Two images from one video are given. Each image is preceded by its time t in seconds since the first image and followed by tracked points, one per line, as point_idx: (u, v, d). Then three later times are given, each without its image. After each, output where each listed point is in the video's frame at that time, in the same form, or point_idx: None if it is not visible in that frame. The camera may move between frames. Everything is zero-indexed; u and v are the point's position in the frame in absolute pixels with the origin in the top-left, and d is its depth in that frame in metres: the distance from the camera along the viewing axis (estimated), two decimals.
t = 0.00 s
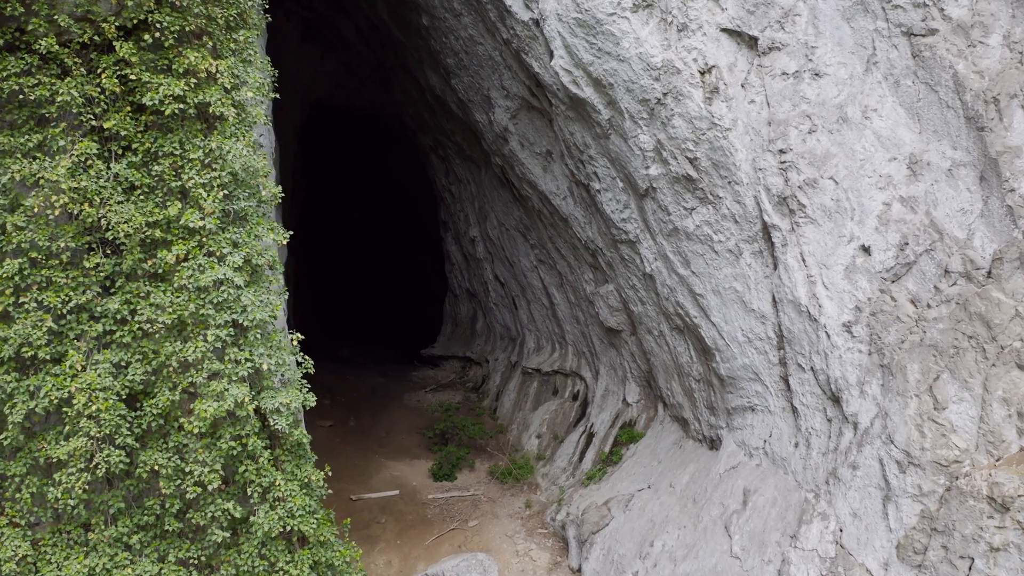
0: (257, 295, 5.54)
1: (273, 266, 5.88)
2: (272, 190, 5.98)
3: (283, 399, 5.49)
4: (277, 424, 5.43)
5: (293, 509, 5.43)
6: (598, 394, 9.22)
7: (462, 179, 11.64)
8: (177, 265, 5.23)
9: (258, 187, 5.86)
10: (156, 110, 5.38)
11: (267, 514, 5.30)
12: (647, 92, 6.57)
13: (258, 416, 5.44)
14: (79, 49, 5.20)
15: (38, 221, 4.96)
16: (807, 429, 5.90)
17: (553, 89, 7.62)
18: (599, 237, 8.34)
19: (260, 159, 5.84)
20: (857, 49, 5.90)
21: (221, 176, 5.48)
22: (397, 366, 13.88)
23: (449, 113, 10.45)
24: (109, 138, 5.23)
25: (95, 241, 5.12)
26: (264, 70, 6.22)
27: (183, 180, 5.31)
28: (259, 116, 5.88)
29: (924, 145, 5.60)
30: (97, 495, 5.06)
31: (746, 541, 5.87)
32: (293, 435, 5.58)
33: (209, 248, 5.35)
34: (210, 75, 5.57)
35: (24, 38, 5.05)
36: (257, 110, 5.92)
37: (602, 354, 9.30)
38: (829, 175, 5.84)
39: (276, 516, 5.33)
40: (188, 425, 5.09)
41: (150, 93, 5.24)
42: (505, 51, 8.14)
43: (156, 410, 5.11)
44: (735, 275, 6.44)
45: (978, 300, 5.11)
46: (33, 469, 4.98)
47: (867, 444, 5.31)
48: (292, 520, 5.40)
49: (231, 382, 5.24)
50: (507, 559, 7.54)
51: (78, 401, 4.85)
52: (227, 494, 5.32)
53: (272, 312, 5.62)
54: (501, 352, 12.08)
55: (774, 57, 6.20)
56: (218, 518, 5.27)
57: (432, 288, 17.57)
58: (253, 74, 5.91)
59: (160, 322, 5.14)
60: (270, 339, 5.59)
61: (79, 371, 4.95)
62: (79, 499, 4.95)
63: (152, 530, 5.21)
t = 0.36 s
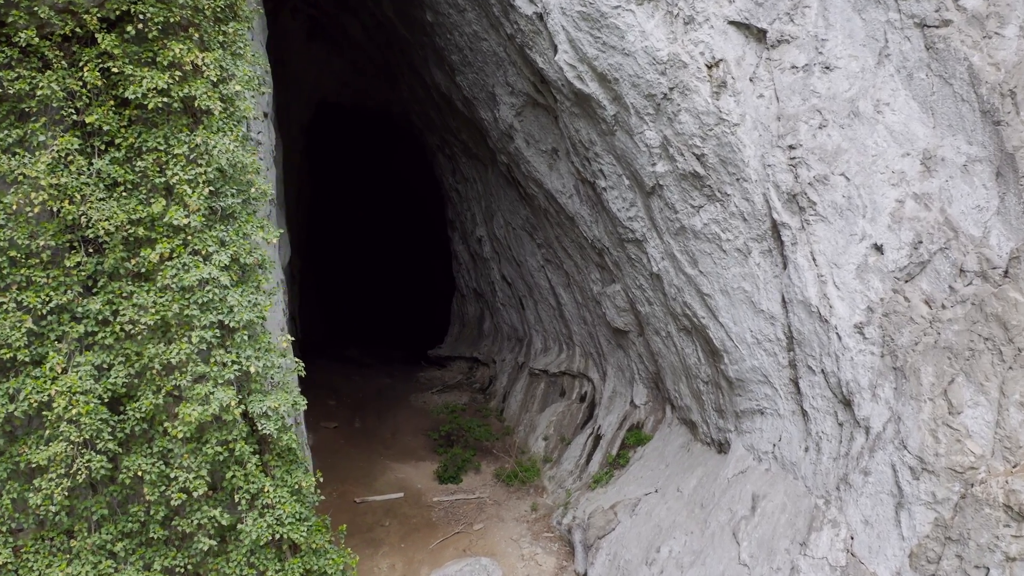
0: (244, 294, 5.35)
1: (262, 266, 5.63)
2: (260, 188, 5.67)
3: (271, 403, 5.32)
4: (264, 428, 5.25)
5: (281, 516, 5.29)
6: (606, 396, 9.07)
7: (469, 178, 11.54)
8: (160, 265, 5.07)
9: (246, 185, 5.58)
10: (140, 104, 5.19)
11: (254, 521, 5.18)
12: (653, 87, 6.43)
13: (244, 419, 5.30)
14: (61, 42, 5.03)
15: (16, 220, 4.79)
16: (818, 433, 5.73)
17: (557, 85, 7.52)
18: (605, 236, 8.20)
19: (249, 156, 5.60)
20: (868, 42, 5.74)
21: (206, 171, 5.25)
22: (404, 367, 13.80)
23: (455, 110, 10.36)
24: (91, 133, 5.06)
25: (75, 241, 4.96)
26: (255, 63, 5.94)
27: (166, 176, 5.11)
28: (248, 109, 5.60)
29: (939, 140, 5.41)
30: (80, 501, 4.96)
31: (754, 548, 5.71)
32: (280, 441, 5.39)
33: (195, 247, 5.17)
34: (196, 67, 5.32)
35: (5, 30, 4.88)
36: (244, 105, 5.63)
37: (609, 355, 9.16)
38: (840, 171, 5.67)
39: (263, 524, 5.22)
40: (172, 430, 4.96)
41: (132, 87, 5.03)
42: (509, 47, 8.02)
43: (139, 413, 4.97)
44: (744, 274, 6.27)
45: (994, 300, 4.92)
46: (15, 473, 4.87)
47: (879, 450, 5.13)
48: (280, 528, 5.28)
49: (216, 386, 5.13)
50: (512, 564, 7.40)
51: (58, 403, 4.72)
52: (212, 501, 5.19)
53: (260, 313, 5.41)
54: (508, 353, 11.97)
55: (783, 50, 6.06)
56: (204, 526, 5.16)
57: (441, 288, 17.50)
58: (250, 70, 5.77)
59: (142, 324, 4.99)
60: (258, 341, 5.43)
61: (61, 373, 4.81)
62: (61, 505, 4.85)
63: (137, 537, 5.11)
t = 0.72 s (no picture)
0: (230, 295, 4.99)
1: (250, 266, 5.23)
2: (249, 185, 5.27)
3: (258, 406, 4.92)
4: (251, 433, 4.87)
5: (270, 524, 4.94)
6: (613, 398, 8.92)
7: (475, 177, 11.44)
8: (141, 264, 4.66)
9: (234, 182, 5.21)
10: (123, 99, 4.77)
11: (239, 529, 4.82)
12: (659, 82, 6.28)
13: (230, 425, 4.92)
14: (42, 36, 4.60)
15: None
16: (828, 437, 5.56)
17: (562, 80, 7.38)
18: (612, 235, 8.06)
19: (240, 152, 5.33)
20: (881, 33, 5.57)
21: (190, 167, 4.87)
22: (412, 368, 13.71)
23: (461, 108, 10.26)
24: (72, 128, 4.65)
25: (54, 241, 4.52)
26: (245, 53, 5.55)
27: (149, 172, 4.72)
28: (235, 104, 5.22)
29: (954, 135, 5.24)
30: (61, 507, 4.53)
31: (763, 555, 5.55)
32: (267, 447, 5.04)
33: (178, 245, 4.78)
34: (180, 61, 4.94)
35: None
36: (233, 99, 5.26)
37: (617, 356, 9.02)
38: (851, 167, 5.49)
39: (250, 532, 4.85)
40: (155, 435, 4.56)
41: (115, 82, 4.63)
42: (514, 43, 7.90)
43: (120, 419, 4.55)
44: (753, 274, 6.11)
45: (1012, 300, 4.73)
46: None
47: (891, 455, 4.96)
48: (269, 537, 4.92)
49: (201, 391, 4.73)
50: (516, 568, 7.29)
51: (37, 408, 4.29)
52: (196, 506, 4.82)
53: (246, 312, 5.03)
54: (515, 353, 11.86)
55: (792, 42, 5.90)
56: (190, 534, 4.78)
57: (449, 287, 17.46)
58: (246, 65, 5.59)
59: (121, 325, 4.56)
60: (245, 343, 5.03)
61: (41, 375, 4.40)
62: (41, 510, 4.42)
63: (122, 544, 4.69)
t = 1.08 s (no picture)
0: (215, 295, 4.70)
1: (237, 266, 4.94)
2: (236, 181, 5.00)
3: (244, 411, 4.62)
4: (237, 439, 4.57)
5: (257, 532, 4.56)
6: (621, 400, 8.78)
7: (482, 176, 11.35)
8: (122, 263, 4.39)
9: (220, 178, 4.94)
10: (105, 92, 4.53)
11: (224, 538, 4.46)
12: (665, 76, 6.15)
13: (216, 430, 4.61)
14: (20, 27, 4.39)
15: None
16: (839, 442, 5.40)
17: (566, 76, 7.26)
18: (618, 234, 7.92)
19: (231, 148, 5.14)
20: (893, 25, 5.40)
21: (174, 164, 4.60)
22: (419, 369, 13.63)
23: (466, 106, 10.17)
24: (53, 124, 4.43)
25: (32, 239, 4.30)
26: (233, 46, 5.27)
27: (131, 168, 4.46)
28: (222, 97, 4.92)
29: (969, 129, 5.07)
30: (40, 514, 4.22)
31: (772, 564, 5.40)
32: (254, 453, 4.70)
33: (161, 243, 4.50)
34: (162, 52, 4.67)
35: None
36: (219, 93, 4.95)
37: (624, 358, 8.88)
38: (863, 163, 5.31)
39: (236, 542, 4.48)
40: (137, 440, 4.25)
41: (95, 74, 4.37)
42: (518, 38, 7.79)
43: (101, 425, 4.27)
44: (762, 274, 5.95)
45: None
46: None
47: (903, 461, 4.79)
48: (256, 546, 4.54)
49: (184, 395, 4.42)
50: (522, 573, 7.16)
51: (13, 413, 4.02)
52: (182, 513, 4.49)
53: (232, 313, 4.74)
54: (523, 354, 11.75)
55: (802, 35, 5.73)
56: (174, 542, 4.44)
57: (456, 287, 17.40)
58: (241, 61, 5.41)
59: (101, 327, 4.28)
60: (230, 345, 4.72)
61: (15, 377, 4.12)
62: (20, 518, 4.11)
63: (106, 552, 4.36)
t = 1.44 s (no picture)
0: (201, 296, 4.54)
1: (224, 266, 4.80)
2: (221, 177, 4.87)
3: (230, 415, 4.45)
4: (222, 445, 4.39)
5: (244, 540, 4.40)
6: (628, 402, 8.65)
7: (488, 175, 11.26)
8: (104, 262, 4.24)
9: (206, 175, 4.80)
10: (87, 87, 4.40)
11: (210, 547, 4.31)
12: (670, 71, 6.03)
13: (201, 434, 4.45)
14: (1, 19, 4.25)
15: None
16: (849, 447, 5.25)
17: (570, 72, 7.15)
18: (625, 233, 7.80)
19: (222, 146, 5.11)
20: (905, 18, 5.24)
21: (158, 161, 4.44)
22: (426, 370, 13.57)
23: (472, 104, 10.08)
24: (33, 119, 4.28)
25: (11, 238, 4.15)
26: (221, 37, 5.11)
27: (113, 165, 4.30)
28: (208, 92, 4.78)
29: (984, 124, 4.90)
30: (21, 520, 4.11)
31: (780, 571, 5.26)
32: (240, 459, 4.52)
33: (144, 242, 4.33)
34: (146, 45, 4.51)
35: None
36: (207, 87, 4.82)
37: (631, 359, 8.74)
38: (874, 159, 5.15)
39: (223, 550, 4.33)
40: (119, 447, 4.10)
41: (75, 68, 4.25)
42: (522, 34, 7.68)
43: (81, 430, 4.12)
44: (770, 274, 5.81)
45: None
46: None
47: (915, 468, 4.64)
48: (242, 555, 4.38)
49: (166, 399, 4.25)
50: None
51: None
52: (167, 521, 4.32)
53: (217, 314, 4.56)
54: (530, 355, 11.64)
55: (811, 28, 5.58)
56: (159, 550, 4.29)
57: (464, 288, 17.32)
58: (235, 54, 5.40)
59: (81, 329, 4.13)
60: (217, 347, 4.55)
61: None
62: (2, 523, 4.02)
63: (90, 560, 4.23)
